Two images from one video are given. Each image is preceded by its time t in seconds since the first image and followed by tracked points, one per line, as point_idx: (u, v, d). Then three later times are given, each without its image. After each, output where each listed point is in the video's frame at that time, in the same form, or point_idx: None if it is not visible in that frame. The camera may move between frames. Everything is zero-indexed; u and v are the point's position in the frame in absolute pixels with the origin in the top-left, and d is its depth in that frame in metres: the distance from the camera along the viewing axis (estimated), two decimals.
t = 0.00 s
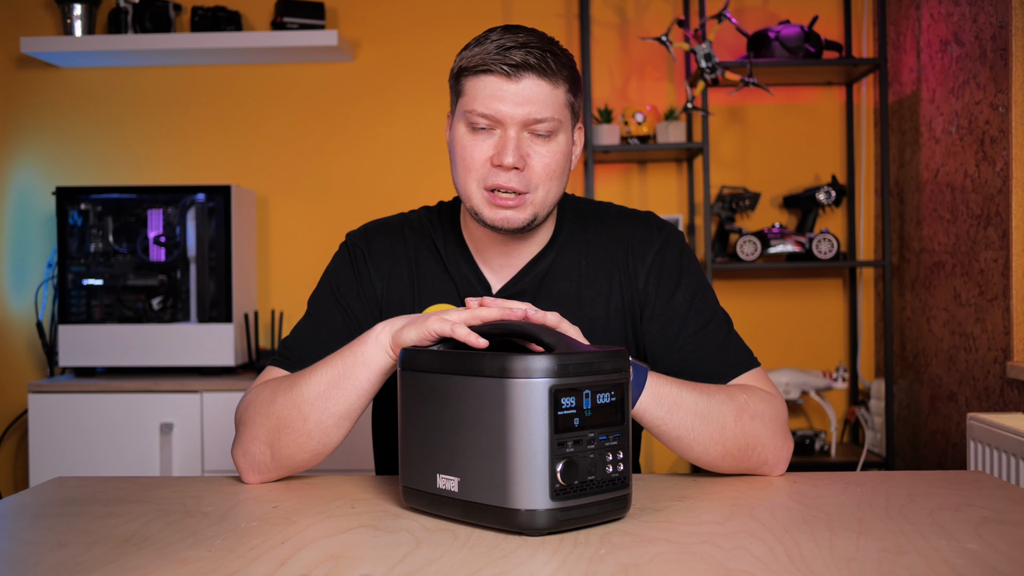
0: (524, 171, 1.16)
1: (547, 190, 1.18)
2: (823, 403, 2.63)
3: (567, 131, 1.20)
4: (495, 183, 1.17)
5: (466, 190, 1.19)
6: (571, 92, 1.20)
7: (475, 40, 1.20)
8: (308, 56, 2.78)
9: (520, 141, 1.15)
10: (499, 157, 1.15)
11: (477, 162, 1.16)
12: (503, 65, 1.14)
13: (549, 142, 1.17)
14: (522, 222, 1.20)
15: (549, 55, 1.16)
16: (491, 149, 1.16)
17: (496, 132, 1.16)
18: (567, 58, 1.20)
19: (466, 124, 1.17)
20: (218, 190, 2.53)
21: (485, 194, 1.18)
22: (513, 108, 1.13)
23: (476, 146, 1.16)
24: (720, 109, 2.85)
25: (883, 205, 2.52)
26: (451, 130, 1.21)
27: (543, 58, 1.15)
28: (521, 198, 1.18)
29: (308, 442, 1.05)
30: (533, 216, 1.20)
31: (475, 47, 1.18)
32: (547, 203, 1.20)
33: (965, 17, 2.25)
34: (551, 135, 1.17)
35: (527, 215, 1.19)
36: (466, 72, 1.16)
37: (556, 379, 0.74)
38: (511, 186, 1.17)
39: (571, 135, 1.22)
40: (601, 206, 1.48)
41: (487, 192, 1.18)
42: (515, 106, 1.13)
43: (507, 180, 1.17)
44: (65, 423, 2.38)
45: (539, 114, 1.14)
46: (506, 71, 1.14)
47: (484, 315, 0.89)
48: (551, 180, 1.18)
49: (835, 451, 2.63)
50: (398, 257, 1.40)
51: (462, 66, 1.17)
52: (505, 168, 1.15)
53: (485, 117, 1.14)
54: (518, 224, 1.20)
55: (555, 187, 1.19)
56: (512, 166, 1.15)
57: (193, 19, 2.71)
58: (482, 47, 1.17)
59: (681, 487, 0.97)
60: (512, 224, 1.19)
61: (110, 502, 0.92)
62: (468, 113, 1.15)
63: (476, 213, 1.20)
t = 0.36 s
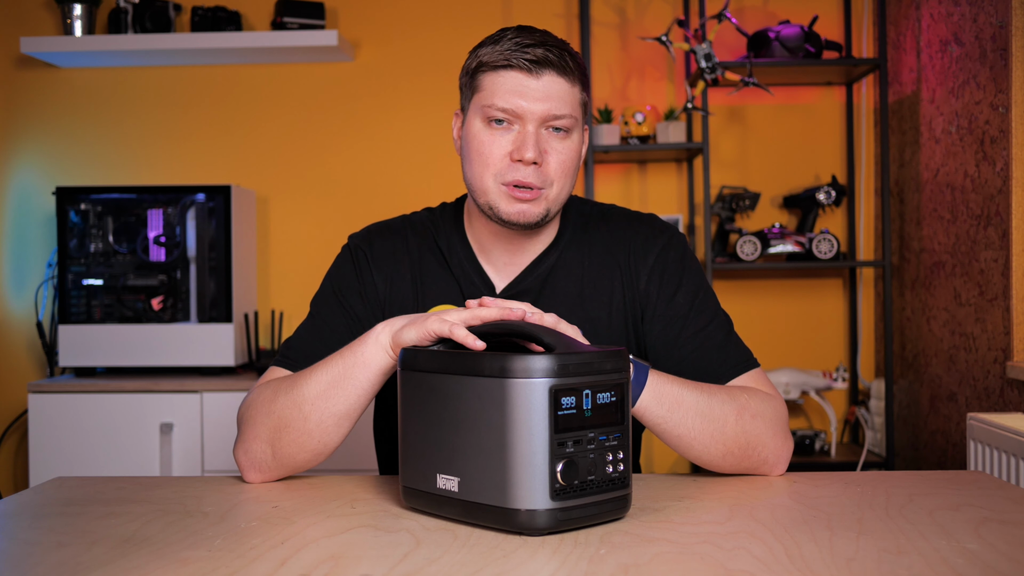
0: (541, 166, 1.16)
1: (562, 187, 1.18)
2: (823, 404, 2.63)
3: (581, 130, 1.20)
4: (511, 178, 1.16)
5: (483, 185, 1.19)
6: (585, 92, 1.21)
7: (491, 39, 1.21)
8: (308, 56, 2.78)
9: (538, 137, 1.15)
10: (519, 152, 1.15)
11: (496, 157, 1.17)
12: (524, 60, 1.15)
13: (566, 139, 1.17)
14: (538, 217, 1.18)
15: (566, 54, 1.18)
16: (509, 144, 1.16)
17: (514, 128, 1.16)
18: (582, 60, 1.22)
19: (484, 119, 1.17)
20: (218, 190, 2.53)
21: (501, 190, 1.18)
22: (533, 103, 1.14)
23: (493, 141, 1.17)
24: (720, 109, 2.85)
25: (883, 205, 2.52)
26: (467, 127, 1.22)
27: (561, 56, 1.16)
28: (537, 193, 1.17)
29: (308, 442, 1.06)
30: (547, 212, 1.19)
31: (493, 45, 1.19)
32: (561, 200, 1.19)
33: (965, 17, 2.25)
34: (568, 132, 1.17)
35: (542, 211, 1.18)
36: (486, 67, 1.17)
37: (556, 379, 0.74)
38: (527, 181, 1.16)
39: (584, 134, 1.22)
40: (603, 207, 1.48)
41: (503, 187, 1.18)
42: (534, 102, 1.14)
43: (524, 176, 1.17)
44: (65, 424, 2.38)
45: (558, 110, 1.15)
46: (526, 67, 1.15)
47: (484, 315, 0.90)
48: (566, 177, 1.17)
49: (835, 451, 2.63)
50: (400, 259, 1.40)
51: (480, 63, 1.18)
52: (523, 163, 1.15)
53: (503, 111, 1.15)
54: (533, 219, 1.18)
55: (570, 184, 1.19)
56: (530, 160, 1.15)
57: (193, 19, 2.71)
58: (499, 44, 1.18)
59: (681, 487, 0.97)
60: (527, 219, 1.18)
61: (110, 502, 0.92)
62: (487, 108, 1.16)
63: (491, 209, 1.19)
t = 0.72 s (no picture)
0: (540, 163, 1.15)
1: (562, 184, 1.16)
2: (823, 404, 2.63)
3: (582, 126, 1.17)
4: (511, 175, 1.17)
5: (483, 181, 1.20)
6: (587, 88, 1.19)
7: (491, 36, 1.20)
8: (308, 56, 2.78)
9: (537, 134, 1.14)
10: (518, 148, 1.15)
11: (496, 154, 1.17)
12: (524, 57, 1.13)
13: (566, 137, 1.14)
14: (536, 213, 1.19)
15: (566, 50, 1.15)
16: (508, 141, 1.16)
17: (514, 125, 1.15)
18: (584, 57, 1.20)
19: (483, 115, 1.17)
20: (218, 190, 2.53)
21: (500, 186, 1.19)
22: (533, 100, 1.12)
23: (493, 138, 1.17)
24: (720, 109, 2.85)
25: (883, 205, 2.52)
26: (467, 122, 1.22)
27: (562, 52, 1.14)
28: (536, 190, 1.17)
29: (308, 439, 1.05)
30: (547, 208, 1.19)
31: (493, 42, 1.17)
32: (561, 198, 1.19)
33: (965, 17, 2.25)
34: (569, 129, 1.14)
35: (542, 207, 1.19)
36: (485, 64, 1.16)
37: (556, 379, 0.74)
38: (526, 178, 1.17)
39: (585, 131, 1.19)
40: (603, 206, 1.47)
41: (503, 183, 1.19)
42: (534, 99, 1.13)
43: (524, 173, 1.17)
44: (65, 424, 2.38)
45: (558, 107, 1.12)
46: (526, 64, 1.13)
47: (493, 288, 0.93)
48: (566, 174, 1.16)
49: (835, 451, 2.63)
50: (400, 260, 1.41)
51: (481, 60, 1.17)
52: (522, 159, 1.15)
53: (503, 108, 1.14)
54: (532, 215, 1.20)
55: (570, 181, 1.17)
56: (530, 157, 1.14)
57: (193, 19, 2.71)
58: (499, 42, 1.16)
59: (681, 487, 0.97)
60: (527, 215, 1.20)
61: (110, 502, 0.92)
62: (486, 104, 1.15)
63: (491, 204, 1.21)
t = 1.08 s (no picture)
0: (539, 171, 1.14)
1: (561, 191, 1.16)
2: (823, 404, 2.63)
3: (581, 132, 1.17)
4: (510, 184, 1.16)
5: (482, 189, 1.20)
6: (584, 93, 1.18)
7: (488, 41, 1.19)
8: (308, 56, 2.78)
9: (536, 142, 1.13)
10: (517, 158, 1.14)
11: (495, 162, 1.16)
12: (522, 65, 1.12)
13: (565, 143, 1.14)
14: (536, 221, 1.19)
15: (565, 56, 1.15)
16: (508, 149, 1.15)
17: (513, 133, 1.14)
18: (580, 61, 1.19)
19: (482, 123, 1.15)
20: (218, 190, 2.53)
21: (500, 193, 1.19)
22: (531, 108, 1.12)
23: (492, 145, 1.15)
24: (720, 109, 2.85)
25: (883, 206, 2.52)
26: (465, 128, 1.20)
27: (560, 59, 1.13)
28: (535, 198, 1.17)
29: (308, 438, 1.05)
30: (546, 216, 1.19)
31: (491, 48, 1.17)
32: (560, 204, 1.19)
33: (965, 17, 2.25)
34: (567, 135, 1.14)
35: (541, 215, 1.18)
36: (483, 72, 1.14)
37: (556, 379, 0.74)
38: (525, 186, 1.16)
39: (583, 135, 1.19)
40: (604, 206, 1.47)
41: (503, 191, 1.18)
42: (533, 107, 1.12)
43: (522, 181, 1.16)
44: (65, 424, 2.38)
45: (557, 115, 1.11)
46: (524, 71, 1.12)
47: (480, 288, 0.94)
48: (565, 180, 1.16)
49: (835, 451, 2.63)
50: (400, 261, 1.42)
51: (478, 66, 1.16)
52: (521, 169, 1.14)
53: (502, 116, 1.13)
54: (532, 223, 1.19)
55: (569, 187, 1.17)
56: (529, 166, 1.14)
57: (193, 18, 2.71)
58: (498, 48, 1.16)
59: (681, 487, 0.97)
60: (526, 222, 1.19)
61: (110, 502, 0.92)
62: (485, 112, 1.14)
63: (490, 211, 1.21)
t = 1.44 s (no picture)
0: (529, 179, 1.15)
1: (552, 197, 1.17)
2: (823, 404, 2.63)
3: (574, 136, 1.16)
4: (500, 192, 1.17)
5: (471, 197, 1.19)
6: (576, 96, 1.15)
7: (478, 42, 1.15)
8: (307, 56, 2.78)
9: (524, 151, 1.12)
10: (505, 167, 1.13)
11: (483, 170, 1.15)
12: (509, 74, 1.08)
13: (555, 150, 1.13)
14: (526, 226, 1.20)
15: (555, 61, 1.11)
16: (497, 158, 1.14)
17: (501, 141, 1.12)
18: (573, 61, 1.15)
19: (470, 131, 1.13)
20: (219, 190, 2.53)
21: (490, 202, 1.19)
22: (519, 118, 1.09)
23: (480, 154, 1.14)
24: (720, 109, 2.85)
25: (883, 206, 2.52)
26: (454, 133, 1.18)
27: (549, 66, 1.09)
28: (525, 205, 1.18)
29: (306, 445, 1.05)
30: (537, 220, 1.20)
31: (480, 52, 1.13)
32: (551, 209, 1.20)
33: (965, 17, 2.25)
34: (557, 143, 1.13)
35: (532, 220, 1.20)
36: (470, 79, 1.11)
37: (556, 380, 0.74)
38: (515, 194, 1.17)
39: (575, 138, 1.18)
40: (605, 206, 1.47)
41: (492, 199, 1.18)
42: (520, 116, 1.09)
43: (511, 191, 1.17)
44: (65, 424, 2.38)
45: (545, 125, 1.09)
46: (511, 80, 1.08)
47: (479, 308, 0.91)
48: (556, 187, 1.17)
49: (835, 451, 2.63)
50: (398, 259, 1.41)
51: (466, 72, 1.12)
52: (510, 178, 1.14)
53: (490, 126, 1.10)
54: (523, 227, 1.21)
55: (560, 192, 1.18)
56: (517, 176, 1.14)
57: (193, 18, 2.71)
58: (487, 53, 1.12)
59: (680, 487, 0.97)
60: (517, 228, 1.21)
61: (110, 502, 0.92)
62: (472, 122, 1.11)
63: (481, 217, 1.21)
